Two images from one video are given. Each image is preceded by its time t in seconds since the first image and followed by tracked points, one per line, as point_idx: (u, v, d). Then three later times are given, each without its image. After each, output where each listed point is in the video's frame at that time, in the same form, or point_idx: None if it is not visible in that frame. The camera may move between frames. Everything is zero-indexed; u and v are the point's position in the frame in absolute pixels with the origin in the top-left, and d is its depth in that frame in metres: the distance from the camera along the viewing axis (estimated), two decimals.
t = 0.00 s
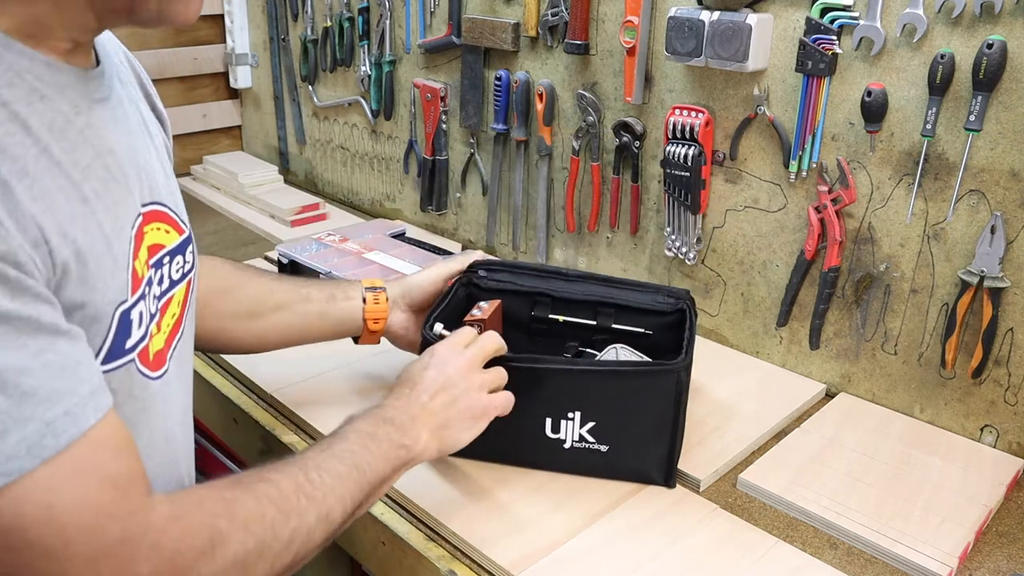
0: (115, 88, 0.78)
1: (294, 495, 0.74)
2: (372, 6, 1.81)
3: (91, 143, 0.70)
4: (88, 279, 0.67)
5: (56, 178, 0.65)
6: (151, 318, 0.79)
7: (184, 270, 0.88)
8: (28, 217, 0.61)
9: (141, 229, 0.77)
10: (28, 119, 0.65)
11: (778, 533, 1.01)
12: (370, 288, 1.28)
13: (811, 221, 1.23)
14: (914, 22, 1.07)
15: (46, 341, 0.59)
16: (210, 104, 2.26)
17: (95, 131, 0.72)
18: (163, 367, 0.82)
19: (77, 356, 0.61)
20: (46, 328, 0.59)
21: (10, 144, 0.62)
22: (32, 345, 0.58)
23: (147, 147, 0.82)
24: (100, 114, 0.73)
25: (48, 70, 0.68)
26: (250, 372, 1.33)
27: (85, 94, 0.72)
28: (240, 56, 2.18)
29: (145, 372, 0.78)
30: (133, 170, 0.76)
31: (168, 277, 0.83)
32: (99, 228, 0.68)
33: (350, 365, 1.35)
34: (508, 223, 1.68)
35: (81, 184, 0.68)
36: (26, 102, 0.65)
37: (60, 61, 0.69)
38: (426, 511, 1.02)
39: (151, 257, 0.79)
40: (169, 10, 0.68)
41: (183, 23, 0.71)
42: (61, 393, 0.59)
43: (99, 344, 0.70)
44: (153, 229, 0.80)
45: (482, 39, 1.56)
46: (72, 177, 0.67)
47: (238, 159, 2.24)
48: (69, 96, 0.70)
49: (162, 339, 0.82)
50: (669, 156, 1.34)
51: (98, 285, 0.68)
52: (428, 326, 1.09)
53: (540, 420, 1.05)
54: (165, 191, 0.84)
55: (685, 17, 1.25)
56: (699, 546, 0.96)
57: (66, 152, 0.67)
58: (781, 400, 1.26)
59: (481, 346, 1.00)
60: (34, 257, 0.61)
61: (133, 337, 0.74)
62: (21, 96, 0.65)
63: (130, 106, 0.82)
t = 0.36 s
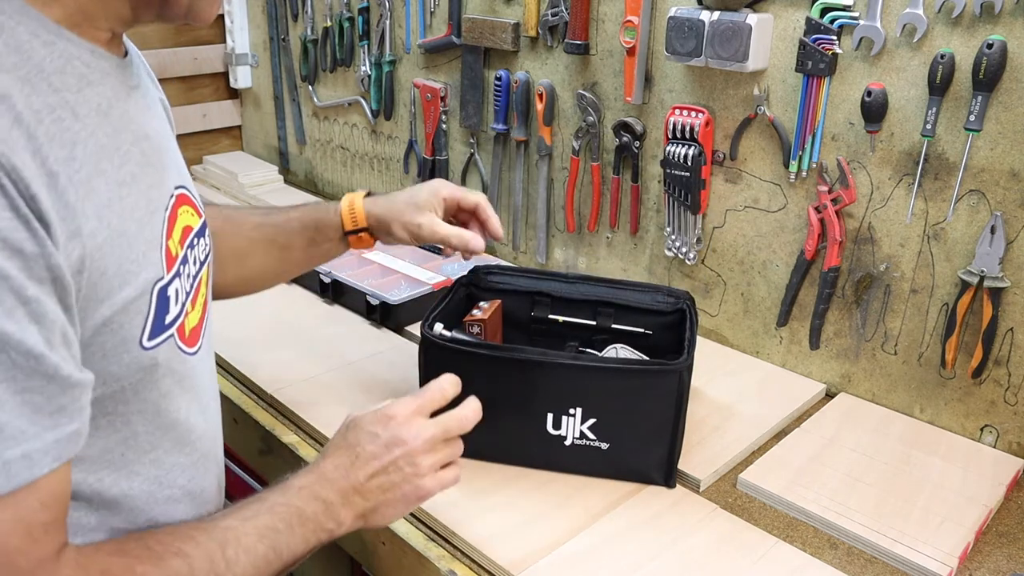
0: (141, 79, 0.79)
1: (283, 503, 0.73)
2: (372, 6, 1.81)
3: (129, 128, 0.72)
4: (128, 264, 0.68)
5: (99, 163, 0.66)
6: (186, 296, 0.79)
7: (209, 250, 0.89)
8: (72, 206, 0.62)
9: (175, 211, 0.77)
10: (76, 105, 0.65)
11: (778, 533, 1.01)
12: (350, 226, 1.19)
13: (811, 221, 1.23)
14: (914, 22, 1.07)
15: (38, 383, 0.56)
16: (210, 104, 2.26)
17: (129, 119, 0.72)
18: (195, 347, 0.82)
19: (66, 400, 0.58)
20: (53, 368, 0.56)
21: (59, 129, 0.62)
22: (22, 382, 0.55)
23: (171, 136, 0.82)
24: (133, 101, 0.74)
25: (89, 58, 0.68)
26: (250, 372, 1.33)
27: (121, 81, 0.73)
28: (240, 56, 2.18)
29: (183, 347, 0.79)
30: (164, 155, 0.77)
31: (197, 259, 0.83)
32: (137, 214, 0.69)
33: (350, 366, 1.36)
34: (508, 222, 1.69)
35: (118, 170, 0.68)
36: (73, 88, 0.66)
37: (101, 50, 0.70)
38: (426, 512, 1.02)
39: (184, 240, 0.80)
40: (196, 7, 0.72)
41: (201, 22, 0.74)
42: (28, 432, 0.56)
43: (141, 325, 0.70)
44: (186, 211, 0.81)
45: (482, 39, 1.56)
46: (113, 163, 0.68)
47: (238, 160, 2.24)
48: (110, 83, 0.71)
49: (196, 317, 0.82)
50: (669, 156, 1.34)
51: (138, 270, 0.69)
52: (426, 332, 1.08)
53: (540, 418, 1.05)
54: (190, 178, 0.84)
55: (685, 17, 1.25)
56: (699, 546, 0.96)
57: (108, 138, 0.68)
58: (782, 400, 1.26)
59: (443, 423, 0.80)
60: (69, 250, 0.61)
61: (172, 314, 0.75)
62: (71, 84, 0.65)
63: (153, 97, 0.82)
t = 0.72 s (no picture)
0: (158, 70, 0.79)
1: (293, 494, 0.74)
2: (372, 6, 1.81)
3: (145, 122, 0.72)
4: (146, 256, 0.68)
5: (117, 157, 0.67)
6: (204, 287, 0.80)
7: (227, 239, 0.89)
8: (89, 203, 0.62)
9: (191, 203, 0.78)
10: (92, 101, 0.66)
11: (778, 533, 1.01)
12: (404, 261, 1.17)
13: (811, 221, 1.23)
14: (914, 22, 1.07)
15: (58, 377, 0.56)
16: (210, 104, 2.26)
17: (145, 113, 0.73)
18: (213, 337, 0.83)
19: (87, 392, 0.59)
20: (71, 363, 0.56)
21: (75, 126, 0.63)
22: (42, 375, 0.55)
23: (190, 127, 0.83)
24: (150, 95, 0.74)
25: (107, 53, 0.68)
26: (250, 373, 1.32)
27: (138, 76, 0.73)
28: (240, 56, 2.18)
29: (202, 338, 0.79)
30: (182, 147, 0.77)
31: (213, 249, 0.83)
32: (154, 206, 0.69)
33: (351, 365, 1.35)
34: (508, 223, 1.68)
35: (134, 165, 0.68)
36: (89, 84, 0.66)
37: (117, 45, 0.70)
38: (426, 512, 1.02)
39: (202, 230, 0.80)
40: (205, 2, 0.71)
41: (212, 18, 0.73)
42: (47, 424, 0.56)
43: (160, 318, 0.71)
44: (202, 203, 0.81)
45: (482, 39, 1.57)
46: (130, 157, 0.68)
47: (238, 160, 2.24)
48: (127, 78, 0.71)
49: (213, 306, 0.83)
50: (669, 156, 1.34)
51: (156, 263, 0.69)
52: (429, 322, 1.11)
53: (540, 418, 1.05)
54: (207, 168, 0.85)
55: (685, 17, 1.25)
56: (699, 546, 0.96)
57: (124, 133, 0.69)
58: (782, 400, 1.26)
59: (477, 418, 0.86)
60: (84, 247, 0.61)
61: (190, 305, 0.76)
62: (87, 80, 0.66)
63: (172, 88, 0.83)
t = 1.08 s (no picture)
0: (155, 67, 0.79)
1: (296, 491, 0.74)
2: (372, 6, 1.81)
3: (140, 119, 0.72)
4: (144, 255, 0.68)
5: (111, 156, 0.67)
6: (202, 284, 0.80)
7: (226, 235, 0.89)
8: (83, 203, 0.62)
9: (188, 200, 0.78)
10: (84, 99, 0.66)
11: (778, 533, 1.01)
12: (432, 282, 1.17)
13: (811, 221, 1.23)
14: (914, 22, 1.07)
15: (57, 379, 0.56)
16: (210, 104, 2.26)
17: (141, 110, 0.73)
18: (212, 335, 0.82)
19: (88, 395, 0.59)
20: (68, 366, 0.56)
21: (67, 125, 0.63)
22: (41, 378, 0.56)
23: (189, 123, 0.83)
24: (146, 93, 0.74)
25: (98, 52, 0.68)
26: (250, 373, 1.33)
27: (133, 74, 0.73)
28: (240, 56, 2.18)
29: (200, 337, 0.79)
30: (179, 145, 0.78)
31: (211, 246, 0.83)
32: (151, 204, 0.69)
33: (351, 365, 1.35)
34: (508, 223, 1.69)
35: (129, 163, 0.69)
36: (80, 83, 0.66)
37: (109, 42, 0.70)
38: (427, 512, 1.02)
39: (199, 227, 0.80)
40: None
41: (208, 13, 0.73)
42: (50, 426, 0.56)
43: (158, 319, 0.70)
44: (199, 198, 0.80)
45: (482, 39, 1.57)
46: (125, 156, 0.68)
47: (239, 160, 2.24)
48: (120, 75, 0.71)
49: (212, 304, 0.83)
50: (669, 156, 1.34)
51: (154, 261, 0.69)
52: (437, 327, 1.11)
53: (539, 418, 1.05)
54: (207, 163, 0.85)
55: (685, 17, 1.25)
56: (700, 546, 0.96)
57: (119, 132, 0.69)
58: (782, 400, 1.26)
59: (490, 407, 0.85)
60: (80, 247, 0.61)
61: (188, 305, 0.76)
62: (77, 78, 0.66)
63: (170, 84, 0.83)
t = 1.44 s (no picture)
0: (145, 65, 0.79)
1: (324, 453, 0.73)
2: (372, 6, 1.81)
3: (135, 117, 0.72)
4: (146, 252, 0.68)
5: (109, 152, 0.67)
6: (195, 286, 0.79)
7: (217, 237, 0.89)
8: (84, 197, 0.62)
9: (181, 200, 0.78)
10: (79, 96, 0.66)
11: (778, 533, 1.01)
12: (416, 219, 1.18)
13: (811, 221, 1.23)
14: (914, 22, 1.07)
15: (81, 360, 0.57)
16: (210, 104, 2.26)
17: (136, 107, 0.72)
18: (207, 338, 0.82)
19: (110, 376, 0.59)
20: (87, 347, 0.57)
21: (65, 121, 0.63)
22: (67, 362, 0.56)
23: (178, 122, 0.83)
24: (140, 90, 0.74)
25: (92, 50, 0.68)
26: (250, 373, 1.32)
27: (127, 71, 0.73)
28: (240, 56, 2.18)
29: (196, 339, 0.79)
30: (171, 143, 0.77)
31: (203, 247, 0.83)
32: (149, 201, 0.69)
33: (350, 365, 1.35)
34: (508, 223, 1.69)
35: (128, 159, 0.69)
36: (74, 80, 0.66)
37: (100, 40, 0.70)
38: (427, 512, 1.02)
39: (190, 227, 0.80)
40: None
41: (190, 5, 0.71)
42: (83, 408, 0.57)
43: (158, 317, 0.70)
44: (191, 199, 0.81)
45: (482, 39, 1.57)
46: (123, 152, 0.68)
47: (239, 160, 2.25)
48: (114, 72, 0.71)
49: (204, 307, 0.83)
50: (669, 156, 1.33)
51: (155, 257, 0.69)
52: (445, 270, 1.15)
53: (539, 417, 1.05)
54: (196, 163, 0.85)
55: (685, 17, 1.25)
56: (700, 546, 0.96)
57: (116, 128, 0.69)
58: (783, 400, 1.26)
59: (517, 370, 0.90)
60: (84, 242, 0.62)
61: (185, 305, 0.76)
62: (72, 75, 0.66)
63: (159, 83, 0.82)
